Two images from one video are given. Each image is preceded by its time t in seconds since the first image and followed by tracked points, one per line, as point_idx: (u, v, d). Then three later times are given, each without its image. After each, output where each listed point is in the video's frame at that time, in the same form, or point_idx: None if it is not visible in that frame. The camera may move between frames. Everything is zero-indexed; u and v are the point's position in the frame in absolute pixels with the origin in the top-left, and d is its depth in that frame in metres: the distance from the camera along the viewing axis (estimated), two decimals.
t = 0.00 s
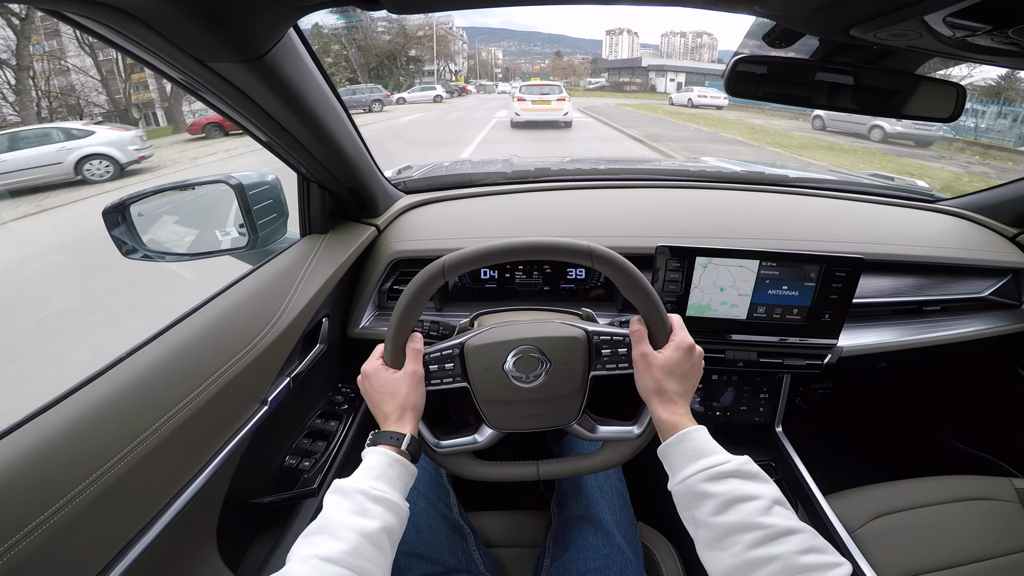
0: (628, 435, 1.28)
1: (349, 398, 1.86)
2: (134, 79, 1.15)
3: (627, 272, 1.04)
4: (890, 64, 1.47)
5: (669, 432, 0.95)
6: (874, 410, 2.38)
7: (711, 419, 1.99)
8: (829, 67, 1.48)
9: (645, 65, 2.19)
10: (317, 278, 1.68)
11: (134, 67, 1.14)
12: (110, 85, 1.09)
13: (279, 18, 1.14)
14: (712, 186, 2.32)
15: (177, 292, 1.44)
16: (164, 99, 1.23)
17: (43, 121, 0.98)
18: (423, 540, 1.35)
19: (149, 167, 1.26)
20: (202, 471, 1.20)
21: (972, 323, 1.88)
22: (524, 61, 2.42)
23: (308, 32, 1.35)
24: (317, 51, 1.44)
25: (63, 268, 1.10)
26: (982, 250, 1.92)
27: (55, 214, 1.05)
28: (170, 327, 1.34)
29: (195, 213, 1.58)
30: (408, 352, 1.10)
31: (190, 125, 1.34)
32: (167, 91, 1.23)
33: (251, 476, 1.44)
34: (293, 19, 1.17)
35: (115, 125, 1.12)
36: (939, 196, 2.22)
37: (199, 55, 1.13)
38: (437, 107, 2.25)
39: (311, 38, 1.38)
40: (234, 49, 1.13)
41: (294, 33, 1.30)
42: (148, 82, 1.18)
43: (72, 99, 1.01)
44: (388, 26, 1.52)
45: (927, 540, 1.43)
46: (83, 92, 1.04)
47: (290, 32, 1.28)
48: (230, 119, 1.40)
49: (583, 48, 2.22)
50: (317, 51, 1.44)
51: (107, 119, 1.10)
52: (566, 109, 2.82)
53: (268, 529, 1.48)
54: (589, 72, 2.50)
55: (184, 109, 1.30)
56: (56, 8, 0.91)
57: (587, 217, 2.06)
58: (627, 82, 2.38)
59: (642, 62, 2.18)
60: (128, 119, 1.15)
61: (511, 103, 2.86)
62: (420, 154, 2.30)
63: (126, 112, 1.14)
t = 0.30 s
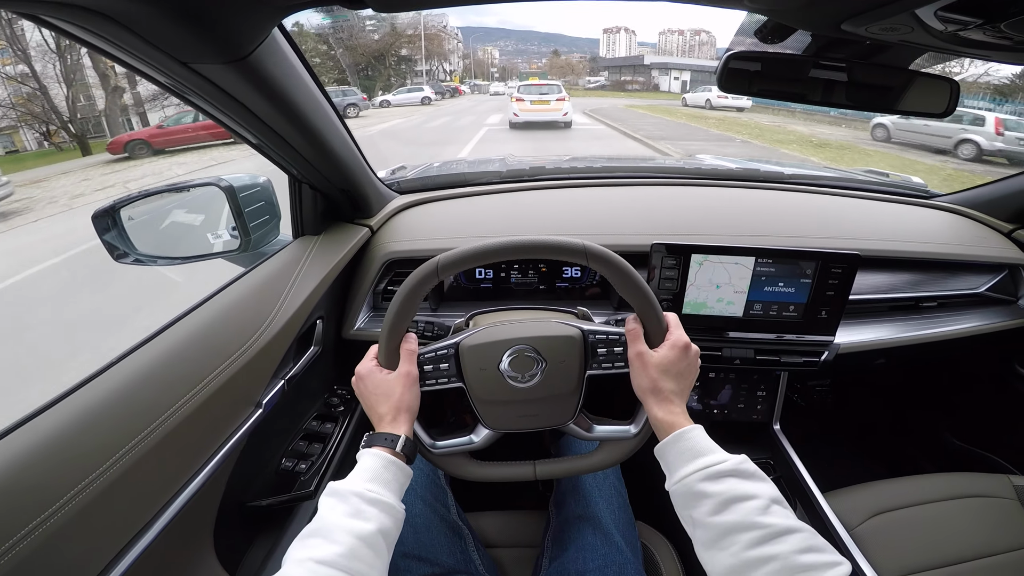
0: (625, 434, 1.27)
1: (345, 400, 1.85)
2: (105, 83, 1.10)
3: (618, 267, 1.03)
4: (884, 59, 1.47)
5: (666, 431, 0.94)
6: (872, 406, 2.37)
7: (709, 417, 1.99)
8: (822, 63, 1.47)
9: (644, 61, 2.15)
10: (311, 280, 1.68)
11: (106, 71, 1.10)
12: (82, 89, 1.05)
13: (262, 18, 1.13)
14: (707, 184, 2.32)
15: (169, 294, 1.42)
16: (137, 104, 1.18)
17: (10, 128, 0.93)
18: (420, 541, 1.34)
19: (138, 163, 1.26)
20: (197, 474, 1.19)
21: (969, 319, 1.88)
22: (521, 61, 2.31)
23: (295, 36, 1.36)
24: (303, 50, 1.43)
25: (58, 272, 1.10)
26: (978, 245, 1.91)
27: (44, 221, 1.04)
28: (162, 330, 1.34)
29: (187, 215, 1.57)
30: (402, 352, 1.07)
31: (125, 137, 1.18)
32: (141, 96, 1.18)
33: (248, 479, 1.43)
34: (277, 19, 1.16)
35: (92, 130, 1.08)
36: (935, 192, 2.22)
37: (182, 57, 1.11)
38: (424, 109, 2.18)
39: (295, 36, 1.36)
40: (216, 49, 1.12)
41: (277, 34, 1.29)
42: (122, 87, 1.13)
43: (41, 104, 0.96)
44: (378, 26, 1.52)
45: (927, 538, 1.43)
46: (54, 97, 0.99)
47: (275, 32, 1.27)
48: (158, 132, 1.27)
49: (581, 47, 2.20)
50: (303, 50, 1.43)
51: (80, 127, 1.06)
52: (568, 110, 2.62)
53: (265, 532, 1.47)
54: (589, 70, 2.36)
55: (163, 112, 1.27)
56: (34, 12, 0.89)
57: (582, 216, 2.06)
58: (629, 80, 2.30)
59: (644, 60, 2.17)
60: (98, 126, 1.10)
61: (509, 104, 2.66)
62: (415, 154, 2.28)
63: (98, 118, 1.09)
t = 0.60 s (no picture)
0: (625, 431, 1.28)
1: (343, 397, 1.85)
2: (82, 83, 1.06)
3: (617, 263, 1.03)
4: (884, 58, 1.47)
5: (664, 428, 0.94)
6: (869, 405, 2.38)
7: (707, 415, 1.99)
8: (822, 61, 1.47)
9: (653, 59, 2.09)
10: (309, 277, 1.67)
11: (84, 70, 1.06)
12: (58, 87, 1.01)
13: (262, 16, 1.11)
14: (706, 182, 2.32)
15: (167, 292, 1.42)
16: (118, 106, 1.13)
17: None
18: (418, 540, 1.34)
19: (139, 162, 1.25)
20: (194, 472, 1.19)
21: (967, 318, 1.88)
22: (522, 58, 2.33)
23: (292, 29, 1.34)
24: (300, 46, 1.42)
25: (55, 269, 1.10)
26: (977, 244, 1.92)
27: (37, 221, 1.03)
28: (158, 327, 1.33)
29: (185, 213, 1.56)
30: (400, 352, 1.08)
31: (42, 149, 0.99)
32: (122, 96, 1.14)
33: (245, 476, 1.43)
34: (276, 16, 1.15)
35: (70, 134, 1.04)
36: (933, 191, 2.22)
37: (178, 53, 1.10)
38: (415, 109, 2.13)
39: (292, 33, 1.35)
40: (213, 45, 1.11)
41: (275, 30, 1.27)
42: (100, 87, 1.09)
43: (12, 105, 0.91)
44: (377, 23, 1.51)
45: (924, 537, 1.43)
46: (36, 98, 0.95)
47: (273, 28, 1.26)
48: (64, 148, 1.04)
49: (582, 45, 2.20)
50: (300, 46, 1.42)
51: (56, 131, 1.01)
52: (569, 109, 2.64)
53: (263, 530, 1.47)
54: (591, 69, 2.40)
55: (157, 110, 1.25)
56: (28, 7, 0.89)
57: (580, 213, 2.05)
58: (634, 80, 2.24)
59: (650, 57, 2.11)
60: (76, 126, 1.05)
61: (510, 104, 2.69)
62: (413, 151, 2.27)
63: (75, 118, 1.04)
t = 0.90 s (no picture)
0: (622, 431, 1.28)
1: (341, 396, 1.85)
2: (58, 83, 1.01)
3: (615, 263, 1.03)
4: (882, 56, 1.46)
5: (660, 430, 0.94)
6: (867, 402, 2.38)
7: (705, 413, 1.99)
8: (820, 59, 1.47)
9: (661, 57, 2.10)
10: (306, 276, 1.67)
11: (60, 70, 1.01)
12: (33, 88, 0.96)
13: (257, 13, 1.10)
14: (703, 180, 2.31)
15: (163, 290, 1.42)
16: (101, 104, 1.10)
17: None
18: (415, 538, 1.35)
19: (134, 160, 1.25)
20: (192, 470, 1.18)
21: (965, 316, 1.88)
22: (523, 57, 2.35)
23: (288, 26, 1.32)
24: (297, 44, 1.41)
25: (49, 267, 1.09)
26: (974, 242, 1.92)
27: (34, 220, 1.03)
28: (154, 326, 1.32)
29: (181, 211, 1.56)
30: (396, 348, 1.08)
31: None
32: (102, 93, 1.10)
33: (242, 475, 1.43)
34: (272, 14, 1.13)
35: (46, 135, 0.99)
36: (931, 189, 2.22)
37: (173, 50, 1.10)
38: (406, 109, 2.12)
39: (288, 32, 1.34)
40: (208, 43, 1.10)
41: (271, 27, 1.26)
42: (78, 86, 1.04)
43: None
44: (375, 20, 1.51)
45: (921, 534, 1.44)
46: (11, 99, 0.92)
47: (268, 24, 1.24)
48: None
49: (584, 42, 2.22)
50: (296, 44, 1.41)
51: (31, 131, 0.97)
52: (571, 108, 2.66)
53: (261, 529, 1.48)
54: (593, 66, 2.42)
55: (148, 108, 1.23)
56: (20, 5, 0.88)
57: (578, 211, 2.05)
58: (641, 78, 2.27)
59: (657, 55, 2.13)
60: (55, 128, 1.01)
61: (511, 103, 2.68)
62: (410, 148, 2.27)
63: (52, 119, 1.00)
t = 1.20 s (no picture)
0: (610, 443, 1.25)
1: (340, 396, 1.83)
2: (33, 83, 0.95)
3: (626, 272, 1.02)
4: (884, 56, 1.46)
5: (653, 449, 0.94)
6: (867, 404, 2.38)
7: (705, 414, 1.98)
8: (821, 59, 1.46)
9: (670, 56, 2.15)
10: (304, 277, 1.66)
11: (34, 69, 0.95)
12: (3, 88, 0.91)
13: (256, 12, 1.09)
14: (704, 180, 2.30)
15: (162, 290, 1.41)
16: (94, 102, 1.08)
17: None
18: (416, 540, 1.35)
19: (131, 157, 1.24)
20: (190, 471, 1.18)
21: (965, 317, 1.88)
22: (524, 55, 2.40)
23: (287, 24, 1.31)
24: (296, 40, 1.39)
25: (47, 268, 1.09)
26: (974, 243, 1.92)
27: (20, 216, 1.01)
28: (152, 326, 1.32)
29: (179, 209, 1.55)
30: (400, 331, 1.06)
31: None
32: (77, 92, 1.04)
33: (241, 475, 1.42)
34: (270, 13, 1.13)
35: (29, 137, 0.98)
36: (931, 190, 2.22)
37: (172, 49, 1.09)
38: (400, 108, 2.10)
39: (289, 30, 1.34)
40: (207, 41, 1.09)
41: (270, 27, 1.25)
42: (52, 86, 0.99)
43: None
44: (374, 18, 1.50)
45: (920, 534, 1.44)
46: None
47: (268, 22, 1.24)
48: None
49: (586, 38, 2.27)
50: (295, 41, 1.39)
51: None
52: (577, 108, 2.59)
53: (258, 530, 1.47)
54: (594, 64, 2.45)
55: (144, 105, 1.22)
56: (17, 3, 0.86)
57: (579, 211, 2.04)
58: (648, 77, 2.35)
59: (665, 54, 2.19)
60: (27, 131, 0.99)
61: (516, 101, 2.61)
62: (410, 148, 2.26)
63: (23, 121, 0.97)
